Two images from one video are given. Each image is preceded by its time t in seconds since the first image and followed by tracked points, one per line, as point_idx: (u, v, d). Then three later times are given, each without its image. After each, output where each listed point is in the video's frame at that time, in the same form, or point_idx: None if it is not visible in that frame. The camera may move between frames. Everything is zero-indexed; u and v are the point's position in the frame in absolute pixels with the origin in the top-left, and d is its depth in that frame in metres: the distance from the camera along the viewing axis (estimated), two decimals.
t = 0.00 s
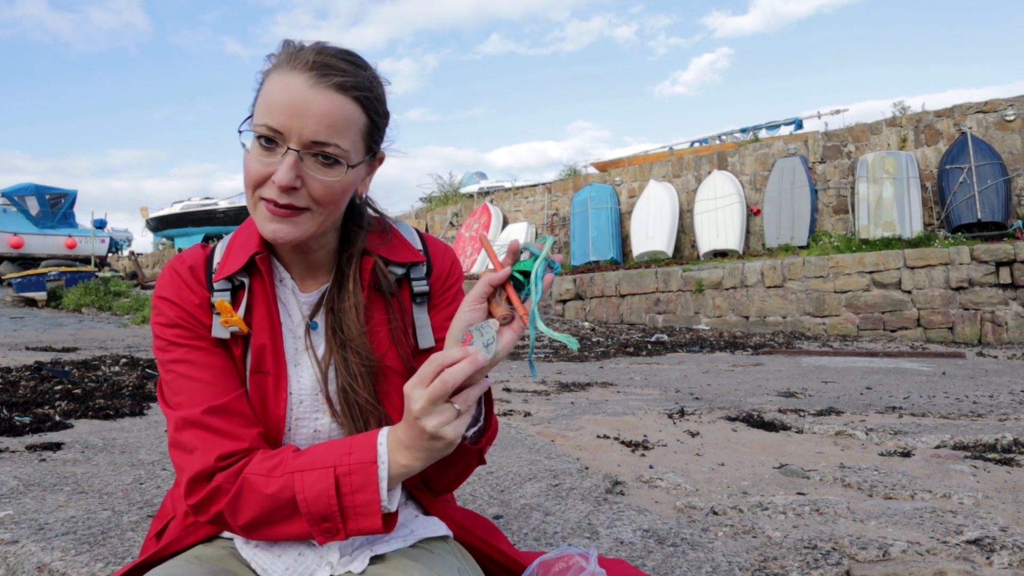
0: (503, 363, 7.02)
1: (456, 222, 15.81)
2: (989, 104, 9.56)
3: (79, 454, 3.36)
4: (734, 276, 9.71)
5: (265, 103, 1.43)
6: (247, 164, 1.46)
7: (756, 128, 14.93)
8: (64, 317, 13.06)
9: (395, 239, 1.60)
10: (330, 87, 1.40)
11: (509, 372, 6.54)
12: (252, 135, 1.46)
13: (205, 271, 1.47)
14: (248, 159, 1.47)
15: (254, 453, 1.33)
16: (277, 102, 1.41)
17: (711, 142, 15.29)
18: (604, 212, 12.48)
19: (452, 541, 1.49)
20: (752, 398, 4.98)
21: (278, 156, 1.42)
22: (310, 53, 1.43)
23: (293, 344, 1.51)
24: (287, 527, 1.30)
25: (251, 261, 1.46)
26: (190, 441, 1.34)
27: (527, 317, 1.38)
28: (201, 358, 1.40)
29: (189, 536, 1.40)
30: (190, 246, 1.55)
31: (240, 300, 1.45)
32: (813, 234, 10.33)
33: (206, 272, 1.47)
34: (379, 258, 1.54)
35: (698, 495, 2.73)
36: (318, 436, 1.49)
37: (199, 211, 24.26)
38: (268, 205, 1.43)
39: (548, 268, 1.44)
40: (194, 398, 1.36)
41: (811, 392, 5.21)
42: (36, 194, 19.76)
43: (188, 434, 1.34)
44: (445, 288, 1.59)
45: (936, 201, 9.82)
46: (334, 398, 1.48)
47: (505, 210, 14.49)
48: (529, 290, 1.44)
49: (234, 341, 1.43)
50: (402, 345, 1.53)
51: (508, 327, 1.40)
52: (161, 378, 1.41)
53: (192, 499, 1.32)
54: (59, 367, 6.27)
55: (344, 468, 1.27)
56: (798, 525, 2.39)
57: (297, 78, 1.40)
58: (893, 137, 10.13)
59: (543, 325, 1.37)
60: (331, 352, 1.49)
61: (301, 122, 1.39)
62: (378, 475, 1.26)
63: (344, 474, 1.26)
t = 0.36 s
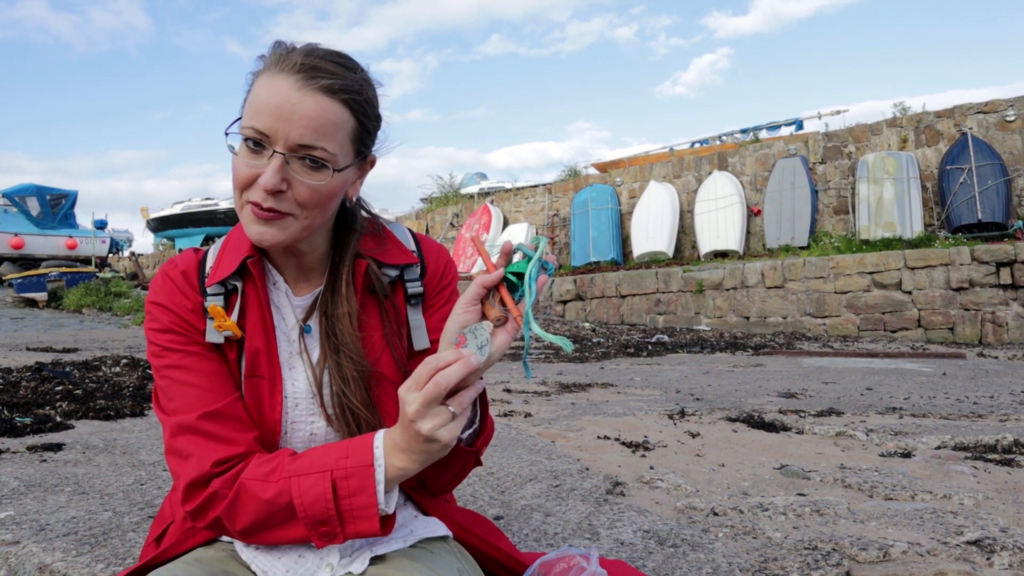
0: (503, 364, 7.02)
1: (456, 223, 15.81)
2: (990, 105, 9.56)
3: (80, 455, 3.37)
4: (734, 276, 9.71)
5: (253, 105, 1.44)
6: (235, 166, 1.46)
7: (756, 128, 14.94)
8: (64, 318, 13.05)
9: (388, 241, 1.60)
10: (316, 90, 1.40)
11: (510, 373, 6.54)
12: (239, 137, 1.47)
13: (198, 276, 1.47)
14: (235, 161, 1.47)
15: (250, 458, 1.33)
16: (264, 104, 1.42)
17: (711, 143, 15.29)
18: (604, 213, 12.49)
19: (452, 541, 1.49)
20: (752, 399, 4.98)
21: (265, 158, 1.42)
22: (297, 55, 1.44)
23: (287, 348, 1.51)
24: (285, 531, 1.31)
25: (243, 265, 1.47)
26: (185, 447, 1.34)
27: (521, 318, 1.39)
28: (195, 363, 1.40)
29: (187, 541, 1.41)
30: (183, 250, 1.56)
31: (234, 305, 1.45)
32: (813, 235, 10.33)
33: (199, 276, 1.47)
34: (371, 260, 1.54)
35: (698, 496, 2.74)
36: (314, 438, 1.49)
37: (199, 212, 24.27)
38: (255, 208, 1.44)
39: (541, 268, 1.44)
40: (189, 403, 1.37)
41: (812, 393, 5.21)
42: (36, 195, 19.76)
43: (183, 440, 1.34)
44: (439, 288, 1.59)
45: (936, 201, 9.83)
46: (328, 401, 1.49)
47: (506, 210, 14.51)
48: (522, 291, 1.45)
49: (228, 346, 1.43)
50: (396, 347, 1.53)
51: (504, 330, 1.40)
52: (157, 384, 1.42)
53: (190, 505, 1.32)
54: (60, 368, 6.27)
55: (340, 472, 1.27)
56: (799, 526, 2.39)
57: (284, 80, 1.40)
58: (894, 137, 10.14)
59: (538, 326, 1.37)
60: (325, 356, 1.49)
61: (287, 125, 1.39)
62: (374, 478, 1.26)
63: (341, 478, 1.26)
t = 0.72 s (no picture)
0: (504, 364, 7.03)
1: (457, 223, 15.81)
2: (991, 106, 9.55)
3: (81, 454, 3.37)
4: (735, 277, 9.71)
5: (256, 105, 1.43)
6: (237, 166, 1.46)
7: (757, 129, 14.93)
8: (65, 318, 13.06)
9: (387, 241, 1.60)
10: (320, 91, 1.40)
11: (510, 373, 6.53)
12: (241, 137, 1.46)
13: (196, 276, 1.48)
14: (237, 161, 1.47)
15: (249, 457, 1.33)
16: (267, 105, 1.42)
17: (712, 143, 15.29)
18: (605, 214, 12.50)
19: (452, 541, 1.49)
20: (753, 400, 4.98)
21: (267, 159, 1.42)
22: (300, 56, 1.44)
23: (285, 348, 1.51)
24: (283, 531, 1.31)
25: (242, 265, 1.47)
26: (183, 446, 1.34)
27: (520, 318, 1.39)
28: (194, 363, 1.40)
29: (186, 542, 1.40)
30: (182, 251, 1.56)
31: (232, 304, 1.45)
32: (814, 236, 10.33)
33: (197, 276, 1.47)
34: (368, 260, 1.54)
35: (699, 497, 2.73)
36: (312, 438, 1.49)
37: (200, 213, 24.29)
38: (257, 208, 1.44)
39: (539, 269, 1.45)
40: (188, 403, 1.37)
41: (813, 393, 5.21)
42: (37, 195, 19.76)
43: (181, 440, 1.35)
44: (438, 288, 1.59)
45: (937, 202, 9.82)
46: (327, 401, 1.49)
47: (507, 211, 14.51)
48: (521, 291, 1.45)
49: (227, 346, 1.43)
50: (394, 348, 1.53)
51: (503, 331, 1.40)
52: (155, 384, 1.42)
53: (189, 505, 1.32)
54: (61, 367, 6.28)
55: (339, 471, 1.27)
56: (799, 527, 2.39)
57: (288, 82, 1.40)
58: (895, 138, 10.12)
59: (537, 326, 1.37)
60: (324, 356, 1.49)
61: (290, 126, 1.39)
62: (372, 478, 1.26)
63: (339, 478, 1.26)
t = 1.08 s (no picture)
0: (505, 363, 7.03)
1: (457, 223, 15.81)
2: (991, 105, 9.55)
3: (81, 455, 3.37)
4: (735, 276, 9.71)
5: (299, 100, 1.42)
6: (282, 163, 1.42)
7: (758, 129, 14.93)
8: (66, 319, 13.07)
9: (392, 240, 1.58)
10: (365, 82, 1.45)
11: (511, 373, 6.53)
12: (282, 131, 1.42)
13: (200, 272, 1.47)
14: (279, 159, 1.43)
15: (251, 455, 1.33)
16: (319, 98, 1.41)
17: (713, 143, 15.29)
18: (605, 214, 12.50)
19: (454, 541, 1.49)
20: (754, 399, 4.98)
21: (327, 151, 1.41)
22: (330, 51, 1.46)
23: (290, 347, 1.51)
24: (284, 530, 1.31)
25: (246, 263, 1.46)
26: (185, 443, 1.34)
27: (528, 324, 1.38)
28: (197, 360, 1.40)
29: (184, 538, 1.40)
30: (186, 246, 1.55)
31: (236, 302, 1.45)
32: (814, 235, 10.32)
33: (202, 273, 1.47)
34: (373, 261, 1.53)
35: (699, 496, 2.73)
36: (315, 436, 1.49)
37: (200, 213, 24.30)
38: (318, 202, 1.43)
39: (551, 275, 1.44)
40: (190, 400, 1.37)
41: (813, 393, 5.20)
42: (39, 196, 19.78)
43: (183, 437, 1.35)
44: (444, 290, 1.58)
45: (938, 201, 9.82)
46: (332, 399, 1.49)
47: (507, 211, 14.52)
48: (530, 297, 1.44)
49: (230, 343, 1.43)
50: (399, 350, 1.53)
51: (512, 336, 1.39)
52: (157, 380, 1.42)
53: (190, 502, 1.32)
54: (62, 368, 6.28)
55: (344, 471, 1.27)
56: (800, 526, 2.39)
57: (336, 74, 1.43)
58: (896, 137, 10.11)
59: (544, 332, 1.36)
60: (328, 355, 1.49)
61: (351, 115, 1.41)
62: (377, 478, 1.26)
63: (344, 478, 1.26)
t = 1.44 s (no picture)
0: (505, 364, 7.03)
1: (458, 223, 15.81)
2: (993, 106, 9.54)
3: (82, 454, 3.37)
4: (736, 277, 9.71)
5: (298, 100, 1.42)
6: (282, 162, 1.42)
7: (759, 130, 14.93)
8: (67, 318, 13.09)
9: (394, 241, 1.58)
10: (362, 81, 1.45)
11: (511, 374, 6.53)
12: (282, 132, 1.42)
13: (203, 272, 1.48)
14: (278, 159, 1.43)
15: (252, 455, 1.33)
16: (318, 97, 1.41)
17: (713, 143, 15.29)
18: (606, 214, 12.50)
19: (454, 543, 1.49)
20: (754, 400, 4.98)
21: (326, 150, 1.41)
22: (328, 52, 1.46)
23: (291, 347, 1.51)
24: (285, 529, 1.31)
25: (249, 263, 1.46)
26: (186, 442, 1.34)
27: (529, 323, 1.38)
28: (199, 359, 1.40)
29: (186, 537, 1.41)
30: (189, 246, 1.55)
31: (238, 302, 1.45)
32: (815, 236, 10.32)
33: (205, 272, 1.47)
34: (375, 262, 1.53)
35: (699, 497, 2.73)
36: (317, 436, 1.49)
37: (201, 213, 24.31)
38: (318, 200, 1.43)
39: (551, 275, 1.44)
40: (192, 399, 1.37)
41: (813, 394, 5.21)
42: (40, 195, 19.79)
43: (185, 436, 1.35)
44: (446, 291, 1.58)
45: (939, 202, 9.82)
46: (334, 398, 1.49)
47: (508, 211, 14.52)
48: (530, 296, 1.44)
49: (231, 343, 1.43)
50: (401, 351, 1.53)
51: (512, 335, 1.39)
52: (159, 379, 1.42)
53: (190, 500, 1.32)
54: (62, 367, 6.28)
55: (344, 470, 1.27)
56: (800, 527, 2.39)
57: (334, 73, 1.43)
58: (896, 138, 10.11)
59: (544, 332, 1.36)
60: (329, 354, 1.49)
61: (349, 113, 1.41)
62: (377, 478, 1.26)
63: (344, 476, 1.27)
